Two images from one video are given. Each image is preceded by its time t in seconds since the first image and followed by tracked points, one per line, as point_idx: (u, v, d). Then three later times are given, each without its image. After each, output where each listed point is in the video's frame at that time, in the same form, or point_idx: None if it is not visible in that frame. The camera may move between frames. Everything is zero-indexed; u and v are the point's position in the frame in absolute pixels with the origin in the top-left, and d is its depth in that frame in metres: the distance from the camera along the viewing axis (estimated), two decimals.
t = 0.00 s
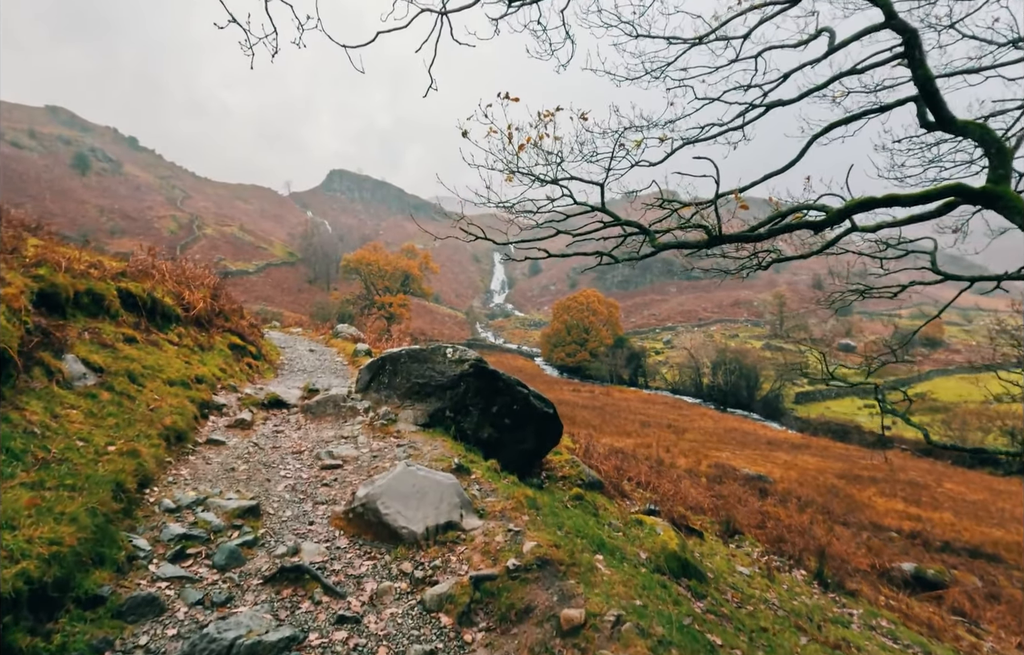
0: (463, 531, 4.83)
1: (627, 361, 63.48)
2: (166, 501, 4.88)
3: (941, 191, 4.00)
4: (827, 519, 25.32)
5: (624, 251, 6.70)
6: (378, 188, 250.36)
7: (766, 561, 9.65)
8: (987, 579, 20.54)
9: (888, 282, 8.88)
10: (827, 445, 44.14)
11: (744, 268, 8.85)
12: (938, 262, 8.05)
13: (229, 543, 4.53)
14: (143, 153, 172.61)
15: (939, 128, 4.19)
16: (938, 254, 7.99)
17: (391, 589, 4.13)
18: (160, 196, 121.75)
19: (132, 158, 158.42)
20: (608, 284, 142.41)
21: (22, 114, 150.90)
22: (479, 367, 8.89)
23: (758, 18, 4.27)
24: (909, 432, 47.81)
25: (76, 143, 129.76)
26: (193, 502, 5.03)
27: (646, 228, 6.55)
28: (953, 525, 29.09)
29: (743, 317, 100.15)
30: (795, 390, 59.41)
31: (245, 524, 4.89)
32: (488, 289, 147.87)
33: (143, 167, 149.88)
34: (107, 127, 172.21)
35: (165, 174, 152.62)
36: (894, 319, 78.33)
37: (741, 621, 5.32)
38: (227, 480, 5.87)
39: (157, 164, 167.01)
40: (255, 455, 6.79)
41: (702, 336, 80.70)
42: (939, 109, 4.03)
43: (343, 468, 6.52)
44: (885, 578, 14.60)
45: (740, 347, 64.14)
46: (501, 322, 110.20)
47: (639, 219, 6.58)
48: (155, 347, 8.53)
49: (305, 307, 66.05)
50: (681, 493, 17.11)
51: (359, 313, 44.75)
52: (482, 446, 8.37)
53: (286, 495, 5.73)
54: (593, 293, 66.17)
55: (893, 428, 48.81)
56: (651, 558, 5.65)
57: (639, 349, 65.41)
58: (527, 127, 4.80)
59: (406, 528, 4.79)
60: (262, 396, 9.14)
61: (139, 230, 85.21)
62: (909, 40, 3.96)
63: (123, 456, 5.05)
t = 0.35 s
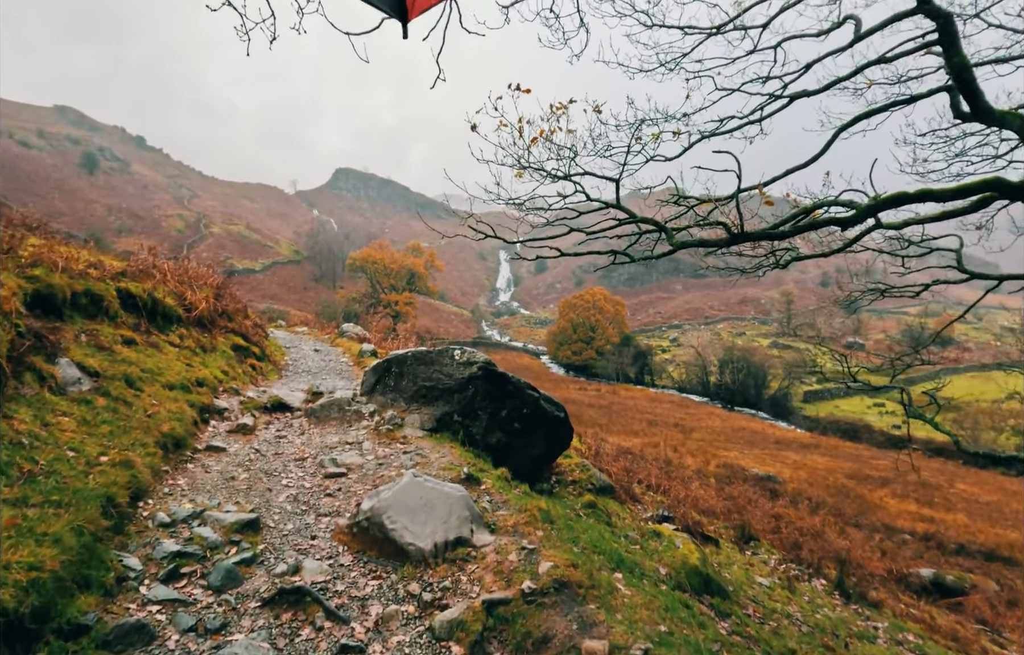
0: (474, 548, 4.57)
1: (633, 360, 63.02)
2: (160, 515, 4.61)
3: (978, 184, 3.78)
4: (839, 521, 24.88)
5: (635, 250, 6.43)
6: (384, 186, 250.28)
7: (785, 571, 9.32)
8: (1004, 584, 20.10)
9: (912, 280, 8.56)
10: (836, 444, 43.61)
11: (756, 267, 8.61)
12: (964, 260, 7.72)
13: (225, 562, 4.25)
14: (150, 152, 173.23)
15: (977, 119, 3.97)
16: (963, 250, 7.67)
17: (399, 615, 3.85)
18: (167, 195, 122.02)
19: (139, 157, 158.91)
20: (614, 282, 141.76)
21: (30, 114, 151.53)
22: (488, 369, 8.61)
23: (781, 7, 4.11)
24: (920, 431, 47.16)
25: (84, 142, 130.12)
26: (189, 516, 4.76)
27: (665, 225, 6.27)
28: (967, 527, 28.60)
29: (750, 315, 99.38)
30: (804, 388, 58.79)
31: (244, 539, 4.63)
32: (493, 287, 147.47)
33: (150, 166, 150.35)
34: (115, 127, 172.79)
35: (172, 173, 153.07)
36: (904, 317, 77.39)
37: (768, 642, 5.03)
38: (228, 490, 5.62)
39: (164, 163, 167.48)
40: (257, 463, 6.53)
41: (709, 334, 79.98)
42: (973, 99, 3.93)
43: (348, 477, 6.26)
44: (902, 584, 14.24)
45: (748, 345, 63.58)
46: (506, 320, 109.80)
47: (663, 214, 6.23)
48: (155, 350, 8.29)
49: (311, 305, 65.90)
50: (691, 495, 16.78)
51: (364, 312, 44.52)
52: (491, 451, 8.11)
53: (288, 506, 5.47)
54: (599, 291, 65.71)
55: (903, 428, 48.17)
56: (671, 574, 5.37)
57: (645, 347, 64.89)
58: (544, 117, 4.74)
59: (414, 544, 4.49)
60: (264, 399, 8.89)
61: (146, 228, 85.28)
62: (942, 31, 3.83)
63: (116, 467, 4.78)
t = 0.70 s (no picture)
0: (480, 560, 4.28)
1: (638, 358, 62.53)
2: (148, 523, 4.34)
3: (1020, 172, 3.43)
4: (849, 522, 24.48)
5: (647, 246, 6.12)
6: (388, 184, 250.07)
7: (801, 578, 9.01)
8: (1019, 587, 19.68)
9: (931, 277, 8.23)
10: (844, 444, 43.08)
11: (770, 265, 8.28)
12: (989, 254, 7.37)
13: (215, 575, 3.97)
14: (156, 151, 173.67)
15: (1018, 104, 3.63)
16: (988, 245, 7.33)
17: (400, 634, 3.57)
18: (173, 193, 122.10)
19: (145, 155, 159.14)
20: (618, 280, 141.07)
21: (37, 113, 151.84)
22: (494, 368, 8.34)
23: None
24: (928, 431, 46.56)
25: (90, 141, 130.24)
26: (179, 524, 4.49)
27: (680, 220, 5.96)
28: (978, 528, 28.12)
29: (755, 314, 98.68)
30: (810, 387, 58.22)
31: (236, 550, 4.35)
32: (498, 285, 147.15)
33: (156, 165, 150.74)
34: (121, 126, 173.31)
35: (178, 172, 153.30)
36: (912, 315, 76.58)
37: None
38: (222, 495, 5.35)
39: (169, 162, 167.69)
40: (254, 466, 6.26)
41: (715, 333, 79.40)
42: (1010, 81, 3.56)
43: (348, 481, 5.98)
44: (918, 590, 13.86)
45: (754, 344, 63.02)
46: (511, 318, 109.40)
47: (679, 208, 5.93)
48: (152, 348, 8.03)
49: (315, 304, 65.76)
50: (700, 496, 16.43)
51: (368, 310, 44.23)
52: (497, 453, 7.84)
53: (284, 513, 5.19)
54: (604, 289, 65.22)
55: (911, 427, 47.59)
56: (688, 586, 5.07)
57: (650, 345, 64.34)
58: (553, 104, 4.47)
59: (417, 555, 4.21)
60: (264, 399, 8.62)
61: (151, 226, 85.15)
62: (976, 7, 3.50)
63: (102, 472, 4.52)
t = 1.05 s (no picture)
0: (483, 587, 3.91)
1: (640, 357, 62.05)
2: (120, 546, 3.98)
3: None
4: (855, 524, 24.13)
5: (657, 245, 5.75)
6: (389, 182, 249.70)
7: (817, 590, 8.65)
8: None
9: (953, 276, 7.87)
10: (848, 444, 42.67)
11: (784, 263, 7.92)
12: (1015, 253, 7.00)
13: (191, 606, 3.61)
14: (157, 148, 173.48)
15: None
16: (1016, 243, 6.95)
17: None
18: (174, 191, 121.80)
19: (147, 153, 158.89)
20: (620, 278, 140.45)
21: (39, 111, 151.60)
22: (496, 371, 7.95)
23: None
24: (933, 431, 46.11)
25: (91, 138, 129.90)
26: (155, 545, 4.13)
27: (694, 216, 5.57)
28: (986, 530, 27.69)
29: (757, 312, 98.18)
30: (813, 386, 57.84)
31: (215, 575, 3.97)
32: (499, 283, 146.82)
33: (158, 162, 150.63)
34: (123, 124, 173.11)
35: (180, 170, 152.97)
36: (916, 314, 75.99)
37: None
38: (205, 511, 4.98)
39: (171, 159, 167.32)
40: (242, 478, 5.90)
41: (717, 331, 78.98)
42: None
43: (341, 494, 5.61)
44: (931, 598, 13.47)
45: (756, 343, 62.60)
46: (513, 316, 108.94)
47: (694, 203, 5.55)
48: (138, 351, 7.67)
49: (317, 302, 65.51)
50: (706, 500, 16.06)
51: (369, 308, 43.87)
52: (499, 462, 7.46)
53: (271, 532, 4.82)
54: (606, 287, 64.70)
55: (916, 426, 47.15)
56: (706, 611, 4.71)
57: (653, 344, 63.90)
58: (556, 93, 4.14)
59: (413, 583, 3.84)
60: (256, 403, 8.27)
61: (153, 224, 84.86)
62: None
63: (70, 490, 4.15)
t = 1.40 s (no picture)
0: (489, 610, 3.64)
1: (639, 355, 61.67)
2: (97, 565, 3.68)
3: None
4: (857, 525, 23.87)
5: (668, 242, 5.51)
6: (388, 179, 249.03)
7: (829, 599, 8.37)
8: None
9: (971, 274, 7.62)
10: (848, 443, 42.42)
11: (797, 258, 7.71)
12: None
13: (173, 633, 3.31)
14: (155, 145, 172.72)
15: None
16: None
17: None
18: (172, 188, 121.17)
19: (145, 150, 158.13)
20: (619, 276, 140.06)
21: (36, 108, 150.62)
22: (499, 373, 7.65)
23: None
24: (933, 429, 45.89)
25: (89, 135, 129.12)
26: (135, 563, 3.83)
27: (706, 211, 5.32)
28: (989, 530, 27.45)
29: (756, 311, 97.93)
30: (813, 385, 57.52)
31: (199, 597, 3.67)
32: (498, 281, 146.30)
33: (156, 159, 150.05)
34: (121, 120, 172.27)
35: (178, 167, 152.24)
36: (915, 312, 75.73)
37: None
38: (193, 522, 4.71)
39: (169, 156, 166.52)
40: (233, 486, 5.61)
41: (717, 329, 78.64)
42: None
43: (337, 504, 5.32)
44: (941, 603, 13.19)
45: (756, 341, 62.37)
46: (512, 315, 108.56)
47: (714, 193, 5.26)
48: (126, 351, 7.36)
49: (315, 299, 65.09)
50: (710, 502, 15.80)
51: (367, 306, 43.47)
52: (502, 466, 7.19)
53: (262, 546, 4.54)
54: (606, 286, 64.33)
55: (916, 425, 46.92)
56: (725, 630, 4.44)
57: (652, 342, 63.56)
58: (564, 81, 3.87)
59: (414, 606, 3.55)
60: (249, 405, 7.96)
61: (150, 221, 84.34)
62: None
63: (43, 505, 3.86)
